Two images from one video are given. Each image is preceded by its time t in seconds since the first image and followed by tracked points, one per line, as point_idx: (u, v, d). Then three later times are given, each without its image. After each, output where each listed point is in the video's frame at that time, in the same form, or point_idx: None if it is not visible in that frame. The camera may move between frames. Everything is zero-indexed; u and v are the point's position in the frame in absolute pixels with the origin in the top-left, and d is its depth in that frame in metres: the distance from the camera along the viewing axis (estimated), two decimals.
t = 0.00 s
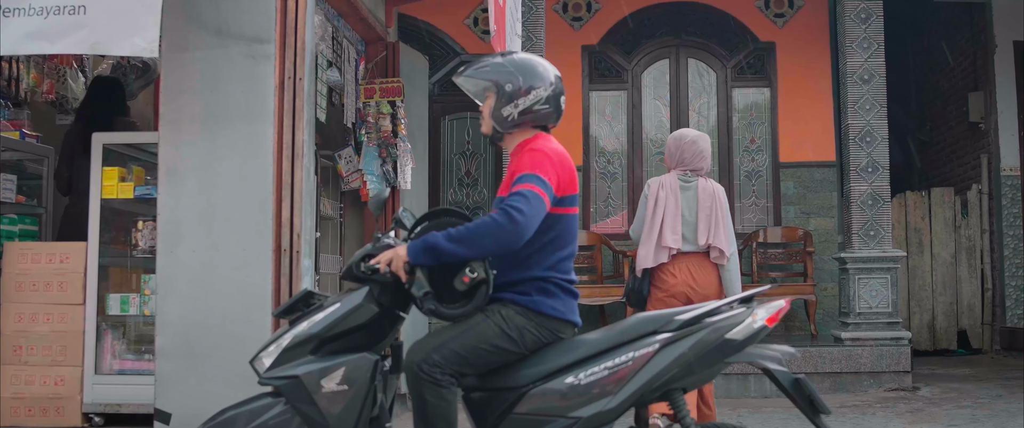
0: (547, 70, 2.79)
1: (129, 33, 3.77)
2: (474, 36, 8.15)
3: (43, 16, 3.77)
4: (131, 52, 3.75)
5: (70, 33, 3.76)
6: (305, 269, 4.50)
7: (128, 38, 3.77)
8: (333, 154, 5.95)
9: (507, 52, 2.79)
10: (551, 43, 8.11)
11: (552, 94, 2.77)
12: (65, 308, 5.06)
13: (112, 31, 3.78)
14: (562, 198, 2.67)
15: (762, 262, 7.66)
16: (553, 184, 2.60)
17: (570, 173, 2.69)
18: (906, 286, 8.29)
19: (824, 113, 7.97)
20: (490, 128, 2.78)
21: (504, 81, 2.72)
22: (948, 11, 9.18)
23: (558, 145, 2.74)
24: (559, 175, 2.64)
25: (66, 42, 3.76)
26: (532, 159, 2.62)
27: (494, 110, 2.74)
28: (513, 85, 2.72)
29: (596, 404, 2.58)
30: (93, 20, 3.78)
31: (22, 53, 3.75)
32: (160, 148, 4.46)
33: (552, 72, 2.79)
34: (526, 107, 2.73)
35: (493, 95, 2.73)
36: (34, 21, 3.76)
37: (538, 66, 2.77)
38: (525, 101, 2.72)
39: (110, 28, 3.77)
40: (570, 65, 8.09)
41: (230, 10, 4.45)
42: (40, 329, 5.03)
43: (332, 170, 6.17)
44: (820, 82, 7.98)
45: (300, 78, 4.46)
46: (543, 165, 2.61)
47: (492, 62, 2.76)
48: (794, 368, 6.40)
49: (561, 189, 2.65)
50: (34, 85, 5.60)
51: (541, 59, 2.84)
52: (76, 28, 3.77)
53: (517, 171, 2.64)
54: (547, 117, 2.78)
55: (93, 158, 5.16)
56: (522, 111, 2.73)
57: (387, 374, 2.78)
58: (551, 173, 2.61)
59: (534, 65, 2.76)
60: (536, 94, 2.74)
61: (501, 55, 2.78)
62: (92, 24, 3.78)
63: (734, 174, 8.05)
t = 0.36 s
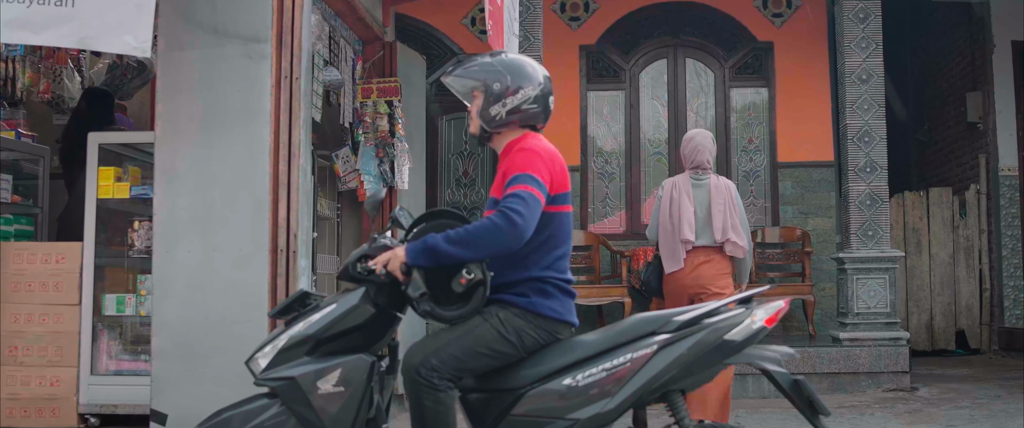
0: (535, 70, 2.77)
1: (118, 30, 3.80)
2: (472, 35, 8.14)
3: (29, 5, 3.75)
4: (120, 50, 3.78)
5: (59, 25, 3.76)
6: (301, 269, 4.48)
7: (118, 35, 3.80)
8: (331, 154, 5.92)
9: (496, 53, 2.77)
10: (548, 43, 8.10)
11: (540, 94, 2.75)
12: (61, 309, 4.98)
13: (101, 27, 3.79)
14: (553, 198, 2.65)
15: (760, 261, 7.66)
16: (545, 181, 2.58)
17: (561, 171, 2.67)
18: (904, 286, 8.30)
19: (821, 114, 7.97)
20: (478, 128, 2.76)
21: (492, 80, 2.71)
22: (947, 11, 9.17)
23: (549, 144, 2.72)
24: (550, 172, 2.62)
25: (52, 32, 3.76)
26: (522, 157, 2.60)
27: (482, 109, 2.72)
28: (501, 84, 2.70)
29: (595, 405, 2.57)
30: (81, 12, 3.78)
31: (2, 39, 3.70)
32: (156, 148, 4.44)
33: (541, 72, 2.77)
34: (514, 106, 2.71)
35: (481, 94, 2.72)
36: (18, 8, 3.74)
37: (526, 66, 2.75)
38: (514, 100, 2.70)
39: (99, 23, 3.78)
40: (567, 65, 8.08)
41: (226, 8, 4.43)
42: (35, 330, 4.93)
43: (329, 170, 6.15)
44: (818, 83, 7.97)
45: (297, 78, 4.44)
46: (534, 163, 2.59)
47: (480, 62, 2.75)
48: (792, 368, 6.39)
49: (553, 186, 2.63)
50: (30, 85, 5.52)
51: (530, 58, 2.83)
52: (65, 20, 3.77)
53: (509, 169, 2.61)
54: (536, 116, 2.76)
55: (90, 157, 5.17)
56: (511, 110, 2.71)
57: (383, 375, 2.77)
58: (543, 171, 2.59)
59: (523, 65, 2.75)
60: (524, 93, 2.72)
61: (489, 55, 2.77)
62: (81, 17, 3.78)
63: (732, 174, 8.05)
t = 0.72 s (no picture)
0: (495, 72, 2.75)
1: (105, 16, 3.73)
2: (469, 36, 8.14)
3: None
4: (105, 34, 3.71)
5: (42, 12, 3.68)
6: (298, 269, 4.48)
7: (104, 21, 3.73)
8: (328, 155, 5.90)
9: (450, 61, 2.75)
10: (546, 43, 8.09)
11: (502, 94, 2.73)
12: (58, 309, 4.93)
13: (87, 13, 3.72)
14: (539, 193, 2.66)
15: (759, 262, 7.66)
16: (530, 176, 2.59)
17: (539, 166, 2.69)
18: (903, 286, 8.30)
19: (820, 114, 7.96)
20: (448, 138, 2.73)
21: (453, 88, 2.68)
22: (944, 12, 9.17)
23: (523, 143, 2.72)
24: (533, 167, 2.63)
25: (37, 19, 3.68)
26: (503, 157, 2.60)
27: (448, 118, 2.70)
28: (463, 91, 2.68)
29: (590, 407, 2.58)
30: None
31: None
32: (153, 148, 4.43)
33: (501, 73, 2.75)
34: (481, 110, 2.69)
35: (444, 104, 2.69)
36: None
37: (484, 69, 2.73)
38: (479, 104, 2.68)
39: (86, 9, 3.72)
40: (565, 65, 8.07)
41: (223, 7, 4.41)
42: (31, 330, 4.90)
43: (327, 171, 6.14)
44: (817, 83, 7.97)
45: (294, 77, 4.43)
46: (516, 160, 2.59)
47: (437, 72, 2.72)
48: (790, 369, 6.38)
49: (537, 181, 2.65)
50: (29, 85, 5.40)
51: (486, 60, 2.80)
52: (48, 7, 3.70)
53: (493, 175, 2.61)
54: (502, 117, 2.74)
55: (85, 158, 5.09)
56: (478, 115, 2.69)
57: (379, 376, 2.78)
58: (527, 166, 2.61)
59: (482, 69, 2.72)
60: (489, 97, 2.70)
61: (445, 65, 2.75)
62: (68, 3, 3.71)
63: (730, 174, 8.04)
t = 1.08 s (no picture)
0: (460, 70, 2.67)
1: (104, 17, 3.69)
2: (467, 36, 8.16)
3: None
4: (104, 35, 3.66)
5: (41, 16, 3.67)
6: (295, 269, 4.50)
7: (103, 22, 3.69)
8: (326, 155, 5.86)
9: (411, 69, 2.66)
10: (544, 43, 8.08)
11: (471, 91, 2.66)
12: (53, 309, 4.89)
13: (86, 14, 3.69)
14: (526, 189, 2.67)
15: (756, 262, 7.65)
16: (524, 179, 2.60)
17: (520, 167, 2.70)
18: (901, 287, 8.29)
19: (818, 114, 7.95)
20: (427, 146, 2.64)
21: (422, 93, 2.59)
22: (943, 12, 9.17)
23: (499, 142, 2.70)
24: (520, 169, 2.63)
25: (35, 22, 3.66)
26: (493, 160, 2.59)
27: (425, 125, 2.61)
28: (433, 95, 2.59)
29: (554, 408, 2.53)
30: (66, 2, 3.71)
31: None
32: (149, 147, 4.40)
33: (456, 64, 2.68)
34: (455, 108, 2.61)
35: (417, 111, 2.59)
36: None
37: (448, 69, 2.65)
38: (451, 102, 2.60)
39: (85, 12, 3.69)
40: (563, 65, 8.06)
41: (219, 7, 4.39)
42: (27, 331, 4.84)
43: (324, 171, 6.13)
44: (815, 83, 7.96)
45: (291, 77, 4.46)
46: (507, 163, 2.59)
47: (403, 82, 2.62)
48: (788, 369, 6.38)
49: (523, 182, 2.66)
50: (25, 84, 5.35)
51: (447, 62, 2.72)
52: (47, 11, 3.68)
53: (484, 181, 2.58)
54: (475, 114, 2.67)
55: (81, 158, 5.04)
56: (453, 113, 2.61)
57: (342, 377, 2.77)
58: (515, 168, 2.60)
59: (447, 70, 2.64)
60: (457, 92, 2.62)
61: (406, 74, 2.65)
62: (65, 6, 3.70)
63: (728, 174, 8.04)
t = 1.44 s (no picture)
0: (403, 67, 2.69)
1: (103, 24, 3.70)
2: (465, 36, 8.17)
3: None
4: (104, 44, 3.69)
5: (42, 18, 3.66)
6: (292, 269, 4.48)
7: (102, 29, 3.70)
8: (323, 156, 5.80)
9: (355, 61, 2.68)
10: (542, 43, 8.07)
11: (413, 89, 2.68)
12: (48, 310, 4.85)
13: (85, 18, 3.69)
14: (450, 199, 2.61)
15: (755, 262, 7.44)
16: (440, 187, 2.54)
17: (450, 169, 2.63)
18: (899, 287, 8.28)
19: (816, 115, 7.94)
20: (367, 141, 2.68)
21: (363, 88, 2.62)
22: (940, 12, 9.17)
23: (435, 146, 2.66)
24: (441, 175, 2.58)
25: (34, 25, 3.66)
26: (408, 167, 2.55)
27: (364, 121, 2.63)
28: (374, 91, 2.62)
29: (475, 412, 2.56)
30: (65, 4, 3.68)
31: None
32: (144, 147, 4.38)
33: (404, 63, 2.70)
34: (395, 106, 2.63)
35: (357, 106, 2.63)
36: None
37: (391, 66, 2.66)
38: (392, 100, 2.62)
39: (84, 17, 3.69)
40: (560, 65, 8.05)
41: (218, 6, 4.37)
42: (23, 331, 4.83)
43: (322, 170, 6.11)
44: (813, 83, 7.95)
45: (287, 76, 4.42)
46: (423, 170, 2.54)
47: (345, 75, 2.65)
48: (786, 369, 6.37)
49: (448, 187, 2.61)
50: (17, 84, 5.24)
51: (391, 55, 2.74)
52: (47, 13, 3.67)
53: (400, 183, 2.55)
54: (417, 112, 2.69)
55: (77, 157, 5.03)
56: (394, 111, 2.63)
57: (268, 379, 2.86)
58: (431, 177, 2.54)
59: (389, 66, 2.66)
60: (399, 90, 2.64)
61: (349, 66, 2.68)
62: (65, 9, 3.68)
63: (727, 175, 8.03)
